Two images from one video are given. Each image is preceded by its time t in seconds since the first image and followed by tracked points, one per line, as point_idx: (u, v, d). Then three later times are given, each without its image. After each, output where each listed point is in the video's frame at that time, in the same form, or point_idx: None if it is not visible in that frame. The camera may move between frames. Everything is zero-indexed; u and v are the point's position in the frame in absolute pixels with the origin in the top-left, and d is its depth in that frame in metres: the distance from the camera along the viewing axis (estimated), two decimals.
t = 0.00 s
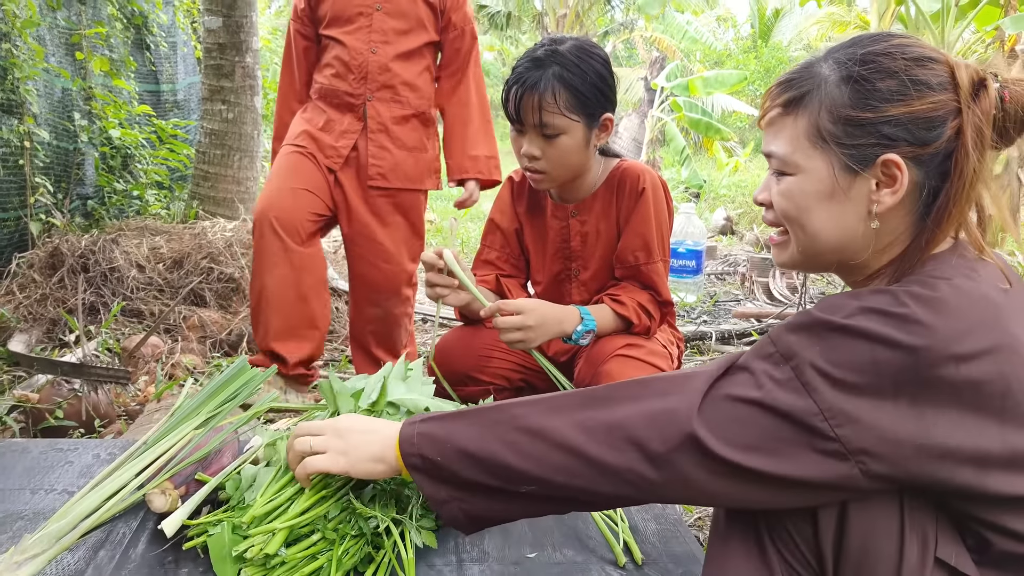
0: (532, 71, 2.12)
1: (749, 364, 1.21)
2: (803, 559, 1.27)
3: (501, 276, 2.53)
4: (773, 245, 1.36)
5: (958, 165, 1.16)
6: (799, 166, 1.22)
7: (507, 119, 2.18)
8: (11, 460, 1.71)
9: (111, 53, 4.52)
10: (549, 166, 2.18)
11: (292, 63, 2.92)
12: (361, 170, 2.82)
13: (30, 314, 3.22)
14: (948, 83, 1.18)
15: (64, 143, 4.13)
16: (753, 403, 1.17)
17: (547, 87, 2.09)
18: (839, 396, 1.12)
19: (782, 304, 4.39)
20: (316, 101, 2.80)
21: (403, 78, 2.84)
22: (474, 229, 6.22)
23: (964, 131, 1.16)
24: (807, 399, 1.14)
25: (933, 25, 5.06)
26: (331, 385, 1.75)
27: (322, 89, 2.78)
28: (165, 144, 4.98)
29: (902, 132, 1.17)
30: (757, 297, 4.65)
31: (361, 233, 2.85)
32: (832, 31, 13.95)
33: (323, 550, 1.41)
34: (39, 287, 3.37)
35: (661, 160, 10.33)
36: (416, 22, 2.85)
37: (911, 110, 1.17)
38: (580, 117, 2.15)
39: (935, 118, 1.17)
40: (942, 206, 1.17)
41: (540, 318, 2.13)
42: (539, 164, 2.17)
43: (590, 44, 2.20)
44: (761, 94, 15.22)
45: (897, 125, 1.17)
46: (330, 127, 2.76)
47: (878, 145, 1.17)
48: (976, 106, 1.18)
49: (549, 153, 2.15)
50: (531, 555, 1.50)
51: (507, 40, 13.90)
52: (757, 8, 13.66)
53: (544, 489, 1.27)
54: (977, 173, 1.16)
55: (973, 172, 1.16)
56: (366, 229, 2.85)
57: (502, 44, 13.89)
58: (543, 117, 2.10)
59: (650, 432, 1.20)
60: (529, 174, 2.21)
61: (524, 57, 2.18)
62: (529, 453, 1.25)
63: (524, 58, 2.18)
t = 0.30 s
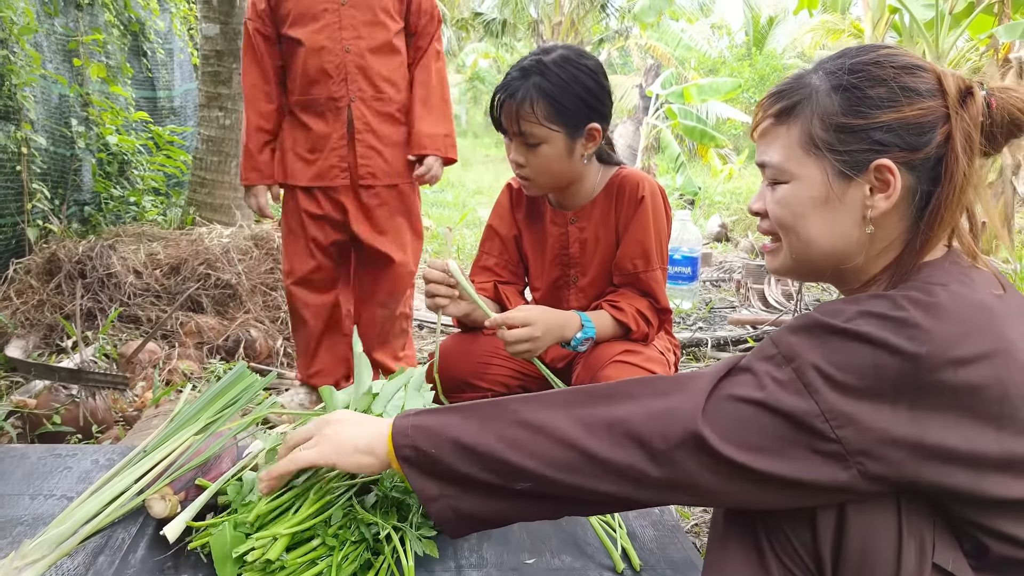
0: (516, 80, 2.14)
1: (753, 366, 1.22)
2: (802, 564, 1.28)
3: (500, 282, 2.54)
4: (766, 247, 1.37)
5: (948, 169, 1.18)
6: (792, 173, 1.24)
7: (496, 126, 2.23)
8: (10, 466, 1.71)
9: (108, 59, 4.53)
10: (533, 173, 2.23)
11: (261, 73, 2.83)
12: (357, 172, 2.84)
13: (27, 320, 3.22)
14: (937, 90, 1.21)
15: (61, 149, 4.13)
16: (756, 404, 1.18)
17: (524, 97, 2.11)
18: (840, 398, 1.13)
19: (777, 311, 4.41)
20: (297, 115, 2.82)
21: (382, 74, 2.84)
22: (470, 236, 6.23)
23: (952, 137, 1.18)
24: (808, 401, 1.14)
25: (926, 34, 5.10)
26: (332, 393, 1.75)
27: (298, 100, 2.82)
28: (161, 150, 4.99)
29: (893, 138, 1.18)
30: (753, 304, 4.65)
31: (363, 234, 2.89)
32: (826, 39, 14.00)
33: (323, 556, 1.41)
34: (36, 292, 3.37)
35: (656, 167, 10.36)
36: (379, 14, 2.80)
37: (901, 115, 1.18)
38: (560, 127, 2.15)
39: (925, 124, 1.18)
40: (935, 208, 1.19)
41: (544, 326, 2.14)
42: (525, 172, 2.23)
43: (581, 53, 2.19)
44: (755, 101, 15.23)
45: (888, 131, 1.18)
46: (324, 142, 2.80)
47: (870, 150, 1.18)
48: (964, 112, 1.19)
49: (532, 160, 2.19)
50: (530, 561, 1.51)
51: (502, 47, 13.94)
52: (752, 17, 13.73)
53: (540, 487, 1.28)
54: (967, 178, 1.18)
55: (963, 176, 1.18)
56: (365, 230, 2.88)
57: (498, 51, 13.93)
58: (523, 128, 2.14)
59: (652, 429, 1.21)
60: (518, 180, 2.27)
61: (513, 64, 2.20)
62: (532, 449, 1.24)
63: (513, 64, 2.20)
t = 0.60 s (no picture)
0: (499, 84, 2.17)
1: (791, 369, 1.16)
2: None
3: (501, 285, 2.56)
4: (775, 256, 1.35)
5: (970, 176, 1.19)
6: (811, 180, 1.23)
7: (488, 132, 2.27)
8: (10, 466, 1.71)
9: (107, 60, 4.52)
10: (523, 175, 2.23)
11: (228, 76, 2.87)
12: (359, 167, 2.83)
13: (25, 320, 3.21)
14: (957, 98, 1.22)
15: (60, 149, 4.13)
16: (792, 408, 1.12)
17: (505, 101, 2.13)
18: (879, 405, 1.09)
19: (776, 316, 4.41)
20: (287, 116, 2.87)
21: (369, 70, 2.84)
22: (469, 239, 6.23)
23: (972, 145, 1.19)
24: (847, 409, 1.10)
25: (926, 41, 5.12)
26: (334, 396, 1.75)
27: (288, 103, 2.84)
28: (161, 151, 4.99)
29: (913, 144, 1.19)
30: (752, 309, 4.65)
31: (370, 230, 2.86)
32: (825, 45, 14.04)
33: (324, 557, 1.40)
34: (35, 292, 3.36)
35: (655, 171, 10.38)
36: (358, 11, 2.79)
37: (922, 122, 1.20)
38: (543, 128, 2.15)
39: (946, 131, 1.20)
40: (959, 214, 1.19)
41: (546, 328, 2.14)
42: (514, 174, 2.23)
43: (566, 55, 2.18)
44: (754, 107, 15.23)
45: (909, 137, 1.20)
46: (323, 143, 2.83)
47: (891, 156, 1.19)
48: (983, 122, 1.21)
49: (520, 163, 2.20)
50: (530, 562, 1.51)
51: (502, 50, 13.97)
52: (751, 22, 13.77)
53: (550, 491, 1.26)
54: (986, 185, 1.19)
55: (984, 184, 1.19)
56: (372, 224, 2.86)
57: (497, 54, 13.96)
58: (505, 130, 2.16)
59: (683, 433, 1.15)
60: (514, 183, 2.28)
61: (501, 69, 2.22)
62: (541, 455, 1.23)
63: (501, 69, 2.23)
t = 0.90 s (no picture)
0: (480, 84, 2.18)
1: (879, 404, 1.09)
2: None
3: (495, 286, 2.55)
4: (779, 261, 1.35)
5: (977, 179, 1.22)
6: (822, 181, 1.24)
7: (473, 135, 2.26)
8: (10, 468, 1.71)
9: (105, 61, 4.52)
10: (517, 172, 2.23)
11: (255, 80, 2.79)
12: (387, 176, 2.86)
13: (23, 321, 3.21)
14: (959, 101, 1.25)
15: (57, 150, 4.12)
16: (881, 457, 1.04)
17: (491, 97, 2.14)
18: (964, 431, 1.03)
19: (774, 318, 4.42)
20: (314, 117, 2.81)
21: (398, 77, 2.90)
22: (468, 240, 6.23)
23: (975, 146, 1.22)
24: (945, 448, 1.02)
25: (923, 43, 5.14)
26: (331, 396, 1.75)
27: (317, 103, 2.79)
28: (159, 152, 4.99)
29: (921, 143, 1.21)
30: (750, 311, 4.65)
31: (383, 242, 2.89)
32: (822, 47, 14.06)
33: (325, 559, 1.41)
34: (33, 293, 3.36)
35: (653, 173, 10.39)
36: (397, 18, 2.86)
37: (930, 123, 1.22)
38: (533, 118, 2.17)
39: (952, 131, 1.22)
40: (966, 218, 1.22)
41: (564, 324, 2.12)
42: (507, 171, 2.23)
43: (540, 50, 2.22)
44: (752, 108, 15.21)
45: (918, 137, 1.21)
46: (348, 144, 2.80)
47: (901, 156, 1.21)
48: (985, 124, 1.24)
49: (514, 159, 2.20)
50: (530, 565, 1.51)
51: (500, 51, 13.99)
52: (748, 23, 13.81)
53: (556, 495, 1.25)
54: (991, 186, 1.22)
55: (990, 185, 1.22)
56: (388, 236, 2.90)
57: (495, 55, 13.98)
58: (497, 126, 2.15)
59: (774, 501, 1.05)
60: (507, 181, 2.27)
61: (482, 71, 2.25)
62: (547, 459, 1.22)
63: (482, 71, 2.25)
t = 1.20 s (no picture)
0: (473, 88, 2.14)
1: (988, 452, 1.04)
2: None
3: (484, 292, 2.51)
4: (794, 277, 1.37)
5: (975, 177, 1.22)
6: (824, 196, 1.26)
7: (464, 142, 2.20)
8: (8, 473, 1.70)
9: (102, 65, 4.52)
10: (518, 170, 2.17)
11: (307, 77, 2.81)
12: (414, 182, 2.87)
13: (21, 326, 3.21)
14: (947, 103, 1.27)
15: (55, 155, 4.11)
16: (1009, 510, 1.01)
17: (491, 94, 2.11)
18: None
19: (772, 320, 4.42)
20: (351, 114, 2.81)
21: (440, 84, 2.90)
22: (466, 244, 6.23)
23: (971, 146, 1.23)
24: None
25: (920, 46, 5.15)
26: (332, 402, 1.75)
27: (356, 100, 2.80)
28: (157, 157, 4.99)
29: (917, 148, 1.23)
30: (749, 313, 4.66)
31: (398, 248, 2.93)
32: (819, 50, 14.08)
33: (325, 564, 1.41)
34: (30, 298, 3.36)
35: (652, 176, 10.39)
36: (448, 25, 2.87)
37: (923, 127, 1.24)
38: (530, 114, 2.16)
39: (946, 133, 1.24)
40: (969, 216, 1.23)
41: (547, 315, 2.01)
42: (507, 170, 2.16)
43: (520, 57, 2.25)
44: (749, 111, 15.22)
45: (912, 142, 1.23)
46: (381, 145, 2.81)
47: (898, 162, 1.23)
48: (978, 125, 1.26)
49: (515, 156, 2.14)
50: (530, 569, 1.50)
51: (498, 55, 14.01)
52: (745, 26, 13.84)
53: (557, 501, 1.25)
54: (990, 184, 1.23)
55: (988, 183, 1.23)
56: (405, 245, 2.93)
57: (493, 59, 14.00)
58: (496, 124, 2.11)
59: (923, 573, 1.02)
60: (506, 185, 2.20)
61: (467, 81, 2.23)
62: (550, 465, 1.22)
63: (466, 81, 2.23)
